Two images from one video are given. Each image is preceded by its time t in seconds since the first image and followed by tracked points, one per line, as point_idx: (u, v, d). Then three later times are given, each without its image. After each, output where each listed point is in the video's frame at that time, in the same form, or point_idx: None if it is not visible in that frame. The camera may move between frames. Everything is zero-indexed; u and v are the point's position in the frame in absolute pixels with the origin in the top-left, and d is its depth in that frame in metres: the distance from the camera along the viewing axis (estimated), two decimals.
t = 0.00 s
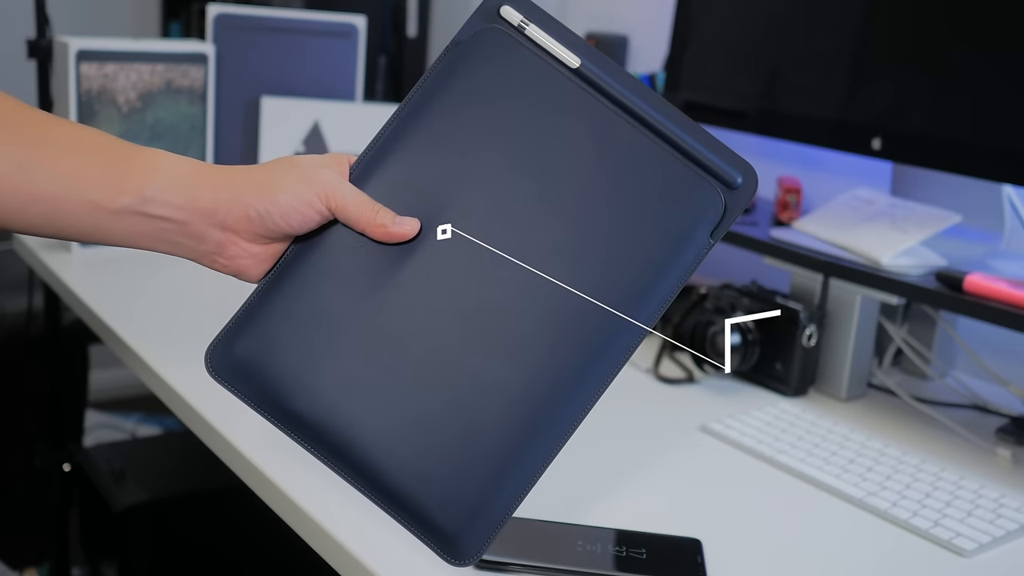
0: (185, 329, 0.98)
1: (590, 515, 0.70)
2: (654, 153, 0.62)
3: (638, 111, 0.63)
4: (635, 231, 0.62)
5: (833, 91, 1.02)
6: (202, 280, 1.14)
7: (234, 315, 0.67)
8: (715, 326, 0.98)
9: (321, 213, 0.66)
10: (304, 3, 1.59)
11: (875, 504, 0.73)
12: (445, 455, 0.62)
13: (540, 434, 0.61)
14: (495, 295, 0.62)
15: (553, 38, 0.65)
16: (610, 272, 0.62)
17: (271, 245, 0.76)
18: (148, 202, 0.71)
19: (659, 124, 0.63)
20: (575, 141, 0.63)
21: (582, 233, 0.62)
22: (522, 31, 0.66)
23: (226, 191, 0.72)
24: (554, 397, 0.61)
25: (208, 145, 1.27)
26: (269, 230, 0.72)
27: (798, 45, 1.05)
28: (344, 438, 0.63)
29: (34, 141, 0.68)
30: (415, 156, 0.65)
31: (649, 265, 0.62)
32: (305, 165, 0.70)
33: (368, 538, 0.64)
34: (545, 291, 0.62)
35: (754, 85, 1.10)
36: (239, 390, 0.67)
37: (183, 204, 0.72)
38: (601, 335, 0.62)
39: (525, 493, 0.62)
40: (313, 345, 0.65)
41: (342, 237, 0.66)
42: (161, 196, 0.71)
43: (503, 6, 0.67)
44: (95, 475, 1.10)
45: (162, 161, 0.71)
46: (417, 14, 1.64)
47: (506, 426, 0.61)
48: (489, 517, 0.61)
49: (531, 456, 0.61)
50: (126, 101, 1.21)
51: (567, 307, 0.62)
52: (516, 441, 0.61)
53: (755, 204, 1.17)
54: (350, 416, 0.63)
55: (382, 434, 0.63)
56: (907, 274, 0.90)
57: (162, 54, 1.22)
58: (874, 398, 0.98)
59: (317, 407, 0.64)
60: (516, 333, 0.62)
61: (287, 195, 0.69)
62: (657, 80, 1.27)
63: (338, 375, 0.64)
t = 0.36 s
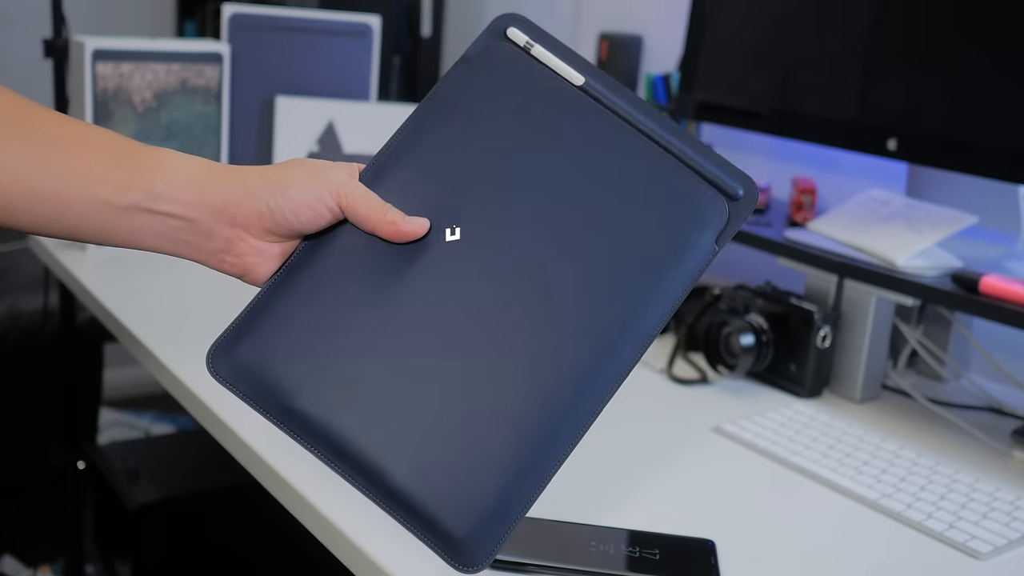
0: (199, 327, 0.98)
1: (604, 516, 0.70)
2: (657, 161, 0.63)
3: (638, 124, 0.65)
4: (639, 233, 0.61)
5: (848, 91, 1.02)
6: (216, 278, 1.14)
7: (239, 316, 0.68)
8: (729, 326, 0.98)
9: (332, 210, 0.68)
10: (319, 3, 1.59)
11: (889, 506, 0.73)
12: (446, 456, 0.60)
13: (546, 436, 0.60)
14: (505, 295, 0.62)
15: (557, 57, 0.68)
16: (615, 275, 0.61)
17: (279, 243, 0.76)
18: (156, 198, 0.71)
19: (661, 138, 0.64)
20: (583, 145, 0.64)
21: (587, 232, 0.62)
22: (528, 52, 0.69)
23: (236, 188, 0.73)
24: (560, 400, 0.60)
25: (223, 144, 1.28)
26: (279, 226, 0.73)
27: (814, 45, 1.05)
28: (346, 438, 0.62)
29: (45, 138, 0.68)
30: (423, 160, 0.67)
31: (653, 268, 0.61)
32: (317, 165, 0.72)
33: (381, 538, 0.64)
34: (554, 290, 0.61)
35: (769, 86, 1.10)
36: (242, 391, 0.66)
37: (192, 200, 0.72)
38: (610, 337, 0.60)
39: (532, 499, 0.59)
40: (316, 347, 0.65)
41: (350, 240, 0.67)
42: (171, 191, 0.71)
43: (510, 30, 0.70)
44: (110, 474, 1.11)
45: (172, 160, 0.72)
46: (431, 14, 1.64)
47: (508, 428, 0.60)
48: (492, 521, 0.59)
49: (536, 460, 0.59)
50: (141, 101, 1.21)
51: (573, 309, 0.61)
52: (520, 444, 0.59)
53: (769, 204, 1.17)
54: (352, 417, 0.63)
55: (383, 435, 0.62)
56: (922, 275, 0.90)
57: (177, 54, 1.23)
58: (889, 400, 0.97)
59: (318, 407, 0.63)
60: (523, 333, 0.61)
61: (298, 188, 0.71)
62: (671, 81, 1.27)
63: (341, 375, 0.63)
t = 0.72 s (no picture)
0: (214, 326, 0.98)
1: (617, 516, 0.70)
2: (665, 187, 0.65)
3: (645, 154, 0.67)
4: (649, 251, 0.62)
5: (863, 92, 1.02)
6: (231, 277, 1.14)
7: (237, 321, 0.66)
8: (743, 327, 0.97)
9: (340, 218, 0.68)
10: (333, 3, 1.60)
11: (903, 508, 0.73)
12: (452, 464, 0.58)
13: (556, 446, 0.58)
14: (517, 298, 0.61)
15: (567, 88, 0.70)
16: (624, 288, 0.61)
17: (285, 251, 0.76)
18: (163, 202, 0.70)
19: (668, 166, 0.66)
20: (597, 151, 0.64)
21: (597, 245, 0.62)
22: (540, 83, 0.71)
23: (245, 193, 0.73)
24: (570, 410, 0.58)
25: (238, 144, 1.28)
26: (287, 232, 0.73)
27: (829, 45, 1.04)
28: (344, 442, 0.59)
29: (51, 141, 0.68)
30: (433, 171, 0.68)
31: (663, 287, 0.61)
32: (329, 175, 0.73)
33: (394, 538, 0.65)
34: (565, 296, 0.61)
35: (784, 86, 1.09)
36: (234, 389, 0.63)
37: (199, 205, 0.72)
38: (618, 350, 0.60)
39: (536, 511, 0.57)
40: (320, 351, 0.62)
41: (359, 242, 0.67)
42: (177, 195, 0.71)
43: (522, 61, 0.72)
44: (123, 471, 1.11)
45: (179, 166, 0.72)
46: (446, 14, 1.64)
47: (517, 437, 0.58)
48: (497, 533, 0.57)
49: (544, 469, 0.58)
50: (157, 100, 1.22)
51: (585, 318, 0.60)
52: (528, 451, 0.57)
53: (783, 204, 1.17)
54: (354, 421, 0.60)
55: (384, 440, 0.59)
56: (937, 276, 0.89)
57: (192, 53, 1.23)
58: (903, 402, 0.97)
59: (318, 411, 0.60)
60: (534, 339, 0.60)
61: (309, 196, 0.71)
62: (686, 81, 1.26)
63: (344, 380, 0.61)
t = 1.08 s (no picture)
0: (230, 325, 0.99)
1: (632, 517, 0.70)
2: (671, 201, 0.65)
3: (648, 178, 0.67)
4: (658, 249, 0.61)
5: (882, 92, 1.01)
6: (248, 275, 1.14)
7: (243, 322, 0.66)
8: (760, 328, 0.97)
9: (352, 215, 0.70)
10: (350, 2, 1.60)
11: (921, 511, 0.73)
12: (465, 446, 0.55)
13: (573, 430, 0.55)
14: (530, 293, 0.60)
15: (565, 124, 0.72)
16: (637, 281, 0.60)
17: (295, 253, 0.76)
18: (173, 201, 0.71)
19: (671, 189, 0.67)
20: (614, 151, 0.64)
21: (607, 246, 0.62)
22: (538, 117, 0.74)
23: (257, 192, 0.74)
24: (588, 395, 0.56)
25: (255, 143, 1.29)
26: (298, 223, 0.73)
27: (848, 45, 1.04)
28: (353, 426, 0.58)
29: (62, 142, 0.68)
30: (447, 187, 0.70)
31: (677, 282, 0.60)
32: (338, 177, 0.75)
33: (412, 538, 0.65)
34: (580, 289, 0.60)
35: (803, 86, 1.09)
36: (243, 384, 0.63)
37: (209, 204, 0.73)
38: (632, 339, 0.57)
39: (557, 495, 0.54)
40: (330, 345, 0.62)
41: (375, 244, 0.67)
42: (187, 195, 0.72)
43: (520, 100, 0.75)
44: (140, 469, 1.11)
45: (187, 167, 0.73)
46: (462, 13, 1.64)
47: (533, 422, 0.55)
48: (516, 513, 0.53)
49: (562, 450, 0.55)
50: (174, 99, 1.22)
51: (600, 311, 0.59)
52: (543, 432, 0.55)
53: (801, 205, 1.16)
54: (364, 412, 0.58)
55: (395, 428, 0.57)
56: (955, 278, 0.89)
57: (211, 52, 1.24)
58: (921, 404, 0.97)
59: (327, 404, 0.59)
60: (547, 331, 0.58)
61: (320, 192, 0.72)
62: (703, 81, 1.26)
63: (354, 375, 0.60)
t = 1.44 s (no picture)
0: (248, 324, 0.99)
1: (649, 518, 0.70)
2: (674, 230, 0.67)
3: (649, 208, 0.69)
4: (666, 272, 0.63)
5: (900, 92, 1.01)
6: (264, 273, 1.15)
7: (253, 301, 0.65)
8: (777, 329, 0.97)
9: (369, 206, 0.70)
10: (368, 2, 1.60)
11: (939, 514, 0.72)
12: (492, 423, 0.54)
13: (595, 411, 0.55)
14: (548, 300, 0.61)
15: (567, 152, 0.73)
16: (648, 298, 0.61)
17: (301, 251, 0.75)
18: (182, 195, 0.71)
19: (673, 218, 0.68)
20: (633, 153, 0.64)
21: (616, 269, 0.63)
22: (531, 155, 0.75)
23: (267, 186, 0.75)
24: (607, 381, 0.56)
25: (273, 142, 1.29)
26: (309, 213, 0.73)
27: (867, 45, 1.03)
28: (371, 394, 0.57)
29: (66, 139, 0.68)
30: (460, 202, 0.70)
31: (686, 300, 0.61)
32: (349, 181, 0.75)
33: (429, 538, 0.65)
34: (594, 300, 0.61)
35: (821, 87, 1.09)
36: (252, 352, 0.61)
37: (217, 200, 0.73)
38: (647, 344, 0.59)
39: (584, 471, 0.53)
40: (344, 323, 0.61)
41: (390, 245, 0.67)
42: (196, 189, 0.72)
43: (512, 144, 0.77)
44: (157, 467, 1.12)
45: (192, 164, 0.73)
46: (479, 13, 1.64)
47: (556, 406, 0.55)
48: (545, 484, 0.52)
49: (587, 427, 0.54)
50: (193, 98, 1.23)
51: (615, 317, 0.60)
52: (568, 409, 0.55)
53: (819, 205, 1.16)
54: (384, 390, 0.57)
55: (416, 406, 0.56)
56: (974, 279, 0.89)
57: (229, 52, 1.24)
58: (939, 406, 0.96)
59: (344, 383, 0.58)
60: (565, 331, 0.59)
61: (334, 187, 0.73)
62: (720, 81, 1.26)
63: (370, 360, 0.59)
